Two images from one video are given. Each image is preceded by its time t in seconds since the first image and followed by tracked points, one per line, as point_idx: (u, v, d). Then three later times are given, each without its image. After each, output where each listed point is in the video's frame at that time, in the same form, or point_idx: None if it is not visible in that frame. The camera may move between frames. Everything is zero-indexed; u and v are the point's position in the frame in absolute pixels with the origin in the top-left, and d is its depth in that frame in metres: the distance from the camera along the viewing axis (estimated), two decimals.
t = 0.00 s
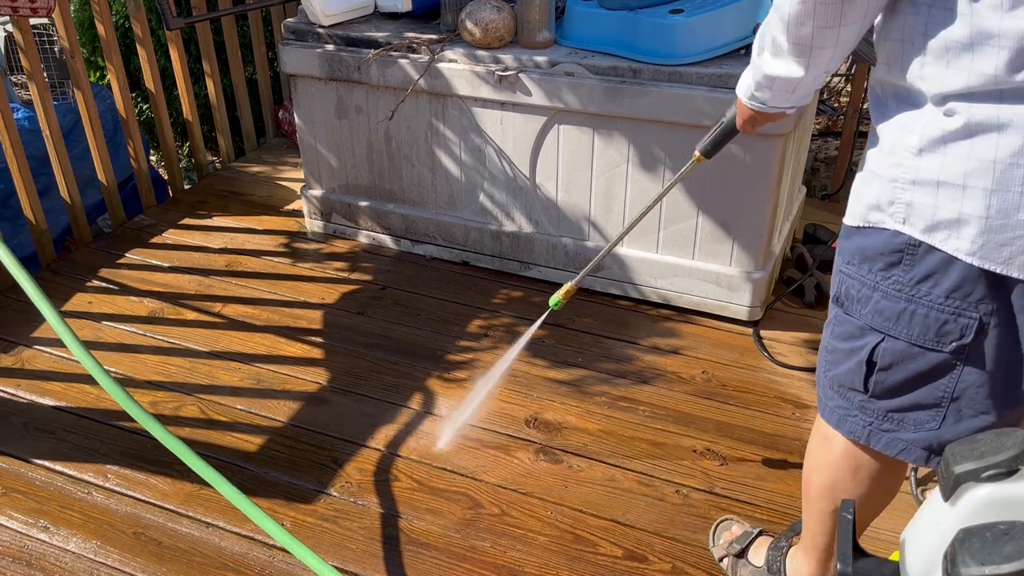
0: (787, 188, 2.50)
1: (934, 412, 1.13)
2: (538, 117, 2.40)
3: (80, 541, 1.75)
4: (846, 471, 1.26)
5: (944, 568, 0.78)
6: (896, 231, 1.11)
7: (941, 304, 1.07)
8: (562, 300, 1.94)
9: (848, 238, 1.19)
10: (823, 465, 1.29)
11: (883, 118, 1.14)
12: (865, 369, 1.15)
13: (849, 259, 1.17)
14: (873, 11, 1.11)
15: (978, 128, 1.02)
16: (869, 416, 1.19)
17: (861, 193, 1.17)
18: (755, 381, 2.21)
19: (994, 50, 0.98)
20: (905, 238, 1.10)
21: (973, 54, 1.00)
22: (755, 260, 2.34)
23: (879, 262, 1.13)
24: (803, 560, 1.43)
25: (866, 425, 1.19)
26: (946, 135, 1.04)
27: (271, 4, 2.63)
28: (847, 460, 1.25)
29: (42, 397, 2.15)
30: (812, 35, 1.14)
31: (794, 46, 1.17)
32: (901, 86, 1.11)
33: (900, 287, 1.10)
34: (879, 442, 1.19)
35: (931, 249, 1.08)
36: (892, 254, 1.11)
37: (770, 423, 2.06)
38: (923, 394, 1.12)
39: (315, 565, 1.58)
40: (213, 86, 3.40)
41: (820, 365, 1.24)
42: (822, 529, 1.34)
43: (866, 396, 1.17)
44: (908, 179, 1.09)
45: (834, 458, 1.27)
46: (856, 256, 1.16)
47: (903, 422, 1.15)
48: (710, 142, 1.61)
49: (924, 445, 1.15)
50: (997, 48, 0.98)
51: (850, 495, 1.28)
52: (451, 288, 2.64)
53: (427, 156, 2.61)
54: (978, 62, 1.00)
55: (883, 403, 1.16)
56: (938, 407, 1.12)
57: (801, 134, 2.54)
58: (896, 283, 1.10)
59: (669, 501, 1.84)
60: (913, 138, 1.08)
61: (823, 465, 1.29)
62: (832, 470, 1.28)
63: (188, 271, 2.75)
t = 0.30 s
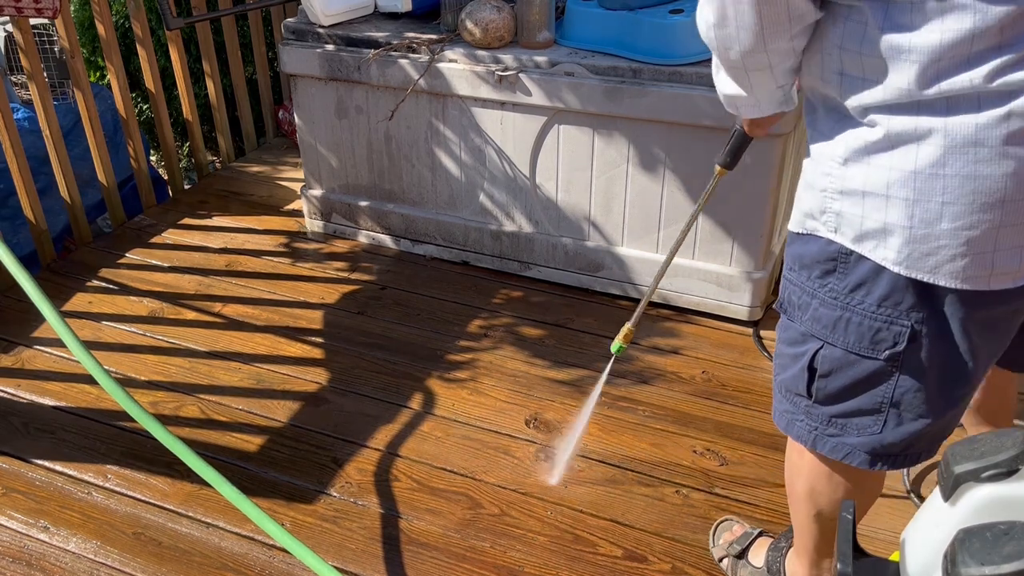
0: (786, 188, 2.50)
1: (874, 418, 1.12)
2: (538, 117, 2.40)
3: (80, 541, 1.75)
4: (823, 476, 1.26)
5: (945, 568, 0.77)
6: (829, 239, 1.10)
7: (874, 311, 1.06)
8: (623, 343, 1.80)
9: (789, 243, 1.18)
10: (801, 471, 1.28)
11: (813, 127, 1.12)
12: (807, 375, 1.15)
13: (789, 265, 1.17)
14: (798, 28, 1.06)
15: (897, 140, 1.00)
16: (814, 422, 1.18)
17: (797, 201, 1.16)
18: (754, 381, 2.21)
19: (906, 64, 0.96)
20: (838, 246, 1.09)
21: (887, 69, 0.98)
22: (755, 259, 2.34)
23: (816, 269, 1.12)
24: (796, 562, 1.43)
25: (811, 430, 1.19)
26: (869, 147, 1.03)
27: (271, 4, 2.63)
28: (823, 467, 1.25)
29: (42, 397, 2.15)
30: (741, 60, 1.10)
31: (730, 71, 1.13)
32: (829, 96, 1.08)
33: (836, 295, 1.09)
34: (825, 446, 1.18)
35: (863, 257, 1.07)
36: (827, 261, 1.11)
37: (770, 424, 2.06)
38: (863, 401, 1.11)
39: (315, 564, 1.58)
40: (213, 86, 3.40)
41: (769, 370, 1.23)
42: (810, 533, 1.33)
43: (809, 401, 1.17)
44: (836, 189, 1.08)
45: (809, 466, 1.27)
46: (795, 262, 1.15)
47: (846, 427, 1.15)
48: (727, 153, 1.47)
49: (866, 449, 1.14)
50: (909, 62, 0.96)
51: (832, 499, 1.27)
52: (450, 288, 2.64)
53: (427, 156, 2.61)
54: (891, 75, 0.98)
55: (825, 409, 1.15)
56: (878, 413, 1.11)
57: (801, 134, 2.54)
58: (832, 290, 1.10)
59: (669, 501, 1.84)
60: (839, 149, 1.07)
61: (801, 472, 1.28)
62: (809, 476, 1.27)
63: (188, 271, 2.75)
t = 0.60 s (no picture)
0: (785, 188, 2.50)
1: (868, 421, 1.12)
2: (538, 118, 2.40)
3: (80, 541, 1.75)
4: (821, 478, 1.25)
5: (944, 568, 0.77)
6: (815, 242, 1.10)
7: (863, 314, 1.05)
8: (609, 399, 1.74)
9: (773, 247, 1.18)
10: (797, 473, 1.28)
11: (792, 129, 1.13)
12: (799, 380, 1.15)
13: (775, 269, 1.16)
14: (790, 33, 1.04)
15: (879, 143, 1.00)
16: (808, 425, 1.18)
17: (781, 205, 1.15)
18: (754, 381, 2.21)
19: (888, 67, 0.96)
20: (824, 250, 1.09)
21: (869, 72, 0.98)
22: (755, 259, 2.34)
23: (803, 274, 1.11)
24: (795, 564, 1.41)
25: (806, 434, 1.19)
26: (850, 151, 1.03)
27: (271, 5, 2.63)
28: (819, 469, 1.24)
29: (43, 397, 2.15)
30: (734, 72, 1.08)
31: (720, 86, 1.11)
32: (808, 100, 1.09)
33: (824, 298, 1.08)
34: (820, 450, 1.18)
35: (849, 260, 1.06)
36: (814, 265, 1.10)
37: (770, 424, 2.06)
38: (856, 403, 1.11)
39: (315, 564, 1.58)
40: (213, 86, 3.40)
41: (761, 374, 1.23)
42: (807, 535, 1.32)
43: (803, 405, 1.17)
44: (820, 192, 1.07)
45: (806, 469, 1.26)
46: (781, 266, 1.15)
47: (840, 431, 1.15)
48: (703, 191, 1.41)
49: (860, 452, 1.14)
50: (889, 65, 0.96)
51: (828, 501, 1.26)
52: (451, 288, 2.64)
53: (427, 156, 2.61)
54: (872, 79, 0.98)
55: (819, 412, 1.15)
56: (872, 416, 1.11)
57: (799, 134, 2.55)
58: (821, 294, 1.09)
59: (669, 501, 1.84)
60: (823, 151, 1.06)
61: (799, 475, 1.28)
62: (806, 479, 1.27)
63: (188, 271, 2.75)
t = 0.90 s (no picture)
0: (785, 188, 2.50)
1: (874, 422, 1.12)
2: (538, 118, 2.40)
3: (80, 541, 1.75)
4: (825, 480, 1.25)
5: (944, 567, 0.77)
6: (818, 240, 1.09)
7: (872, 311, 1.05)
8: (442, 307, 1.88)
9: (769, 249, 1.17)
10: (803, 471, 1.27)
11: (792, 126, 1.11)
12: (801, 384, 1.14)
13: (773, 271, 1.15)
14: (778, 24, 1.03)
15: (890, 135, 1.00)
16: (809, 432, 1.18)
17: (779, 202, 1.14)
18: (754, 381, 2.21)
19: (905, 53, 0.96)
20: (829, 247, 1.08)
21: (884, 60, 0.97)
22: (755, 258, 2.35)
23: (805, 273, 1.10)
24: (796, 564, 1.40)
25: (807, 441, 1.18)
26: (860, 143, 1.02)
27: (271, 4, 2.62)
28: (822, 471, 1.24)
29: (43, 397, 2.15)
30: (713, 55, 1.07)
31: (691, 65, 1.10)
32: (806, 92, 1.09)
33: (829, 297, 1.08)
34: (822, 457, 1.18)
35: (856, 256, 1.06)
36: (818, 264, 1.09)
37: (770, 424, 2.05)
38: (861, 406, 1.11)
39: (314, 563, 1.58)
40: (213, 86, 3.40)
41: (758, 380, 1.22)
42: (811, 534, 1.32)
43: (804, 411, 1.16)
44: (825, 187, 1.07)
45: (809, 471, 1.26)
46: (780, 268, 1.14)
47: (843, 435, 1.15)
48: (580, 136, 1.61)
49: (866, 455, 1.14)
50: (908, 50, 0.95)
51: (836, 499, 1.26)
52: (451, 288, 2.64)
53: (427, 156, 2.61)
54: (887, 65, 0.97)
55: (821, 418, 1.15)
56: (877, 416, 1.11)
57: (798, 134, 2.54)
58: (825, 293, 1.08)
59: (669, 501, 1.84)
60: (828, 145, 1.06)
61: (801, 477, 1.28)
62: (809, 481, 1.27)
63: (188, 271, 2.75)
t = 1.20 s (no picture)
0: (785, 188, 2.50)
1: (866, 416, 1.12)
2: (538, 118, 2.40)
3: (80, 541, 1.75)
4: (829, 480, 1.25)
5: (944, 566, 0.77)
6: (815, 236, 1.08)
7: (867, 307, 1.05)
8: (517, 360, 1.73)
9: (765, 243, 1.17)
10: (807, 473, 1.27)
11: (792, 123, 1.10)
12: (795, 378, 1.13)
13: (767, 266, 1.15)
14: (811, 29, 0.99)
15: (889, 133, 0.99)
16: (800, 425, 1.17)
17: (775, 198, 1.14)
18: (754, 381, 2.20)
19: (908, 53, 0.95)
20: (826, 243, 1.07)
21: (886, 61, 0.97)
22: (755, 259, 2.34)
23: (800, 269, 1.10)
24: (796, 566, 1.40)
25: (798, 434, 1.18)
26: (859, 140, 1.02)
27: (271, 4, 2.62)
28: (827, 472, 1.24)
29: (42, 397, 2.15)
30: (746, 67, 1.03)
31: (723, 80, 1.07)
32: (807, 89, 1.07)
33: (824, 293, 1.08)
34: (813, 450, 1.17)
35: (853, 253, 1.06)
36: (814, 259, 1.08)
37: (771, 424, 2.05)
38: (854, 401, 1.11)
39: (314, 563, 1.58)
40: (213, 86, 3.40)
41: (749, 374, 1.22)
42: (813, 536, 1.31)
43: (795, 405, 1.16)
44: (823, 183, 1.06)
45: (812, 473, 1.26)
46: (775, 262, 1.13)
47: (836, 428, 1.14)
48: (631, 155, 1.54)
49: (858, 447, 1.14)
50: (911, 51, 0.95)
51: (840, 500, 1.25)
52: (450, 288, 2.63)
53: (427, 157, 2.61)
54: (890, 66, 0.97)
55: (813, 412, 1.15)
56: (870, 410, 1.11)
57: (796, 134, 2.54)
58: (821, 289, 1.08)
59: (669, 501, 1.84)
60: (827, 142, 1.05)
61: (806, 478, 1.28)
62: (814, 482, 1.27)
63: (188, 271, 2.75)
